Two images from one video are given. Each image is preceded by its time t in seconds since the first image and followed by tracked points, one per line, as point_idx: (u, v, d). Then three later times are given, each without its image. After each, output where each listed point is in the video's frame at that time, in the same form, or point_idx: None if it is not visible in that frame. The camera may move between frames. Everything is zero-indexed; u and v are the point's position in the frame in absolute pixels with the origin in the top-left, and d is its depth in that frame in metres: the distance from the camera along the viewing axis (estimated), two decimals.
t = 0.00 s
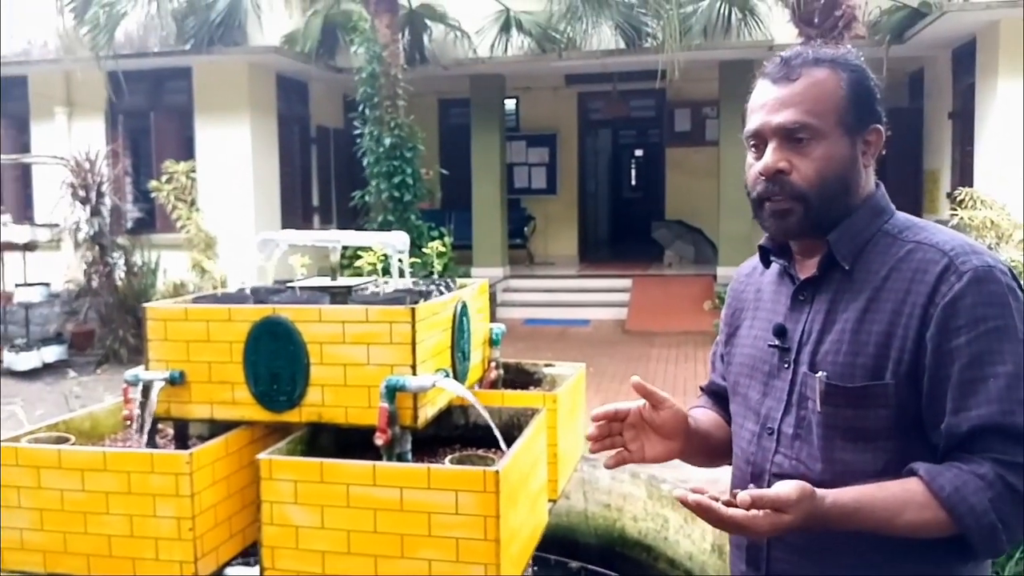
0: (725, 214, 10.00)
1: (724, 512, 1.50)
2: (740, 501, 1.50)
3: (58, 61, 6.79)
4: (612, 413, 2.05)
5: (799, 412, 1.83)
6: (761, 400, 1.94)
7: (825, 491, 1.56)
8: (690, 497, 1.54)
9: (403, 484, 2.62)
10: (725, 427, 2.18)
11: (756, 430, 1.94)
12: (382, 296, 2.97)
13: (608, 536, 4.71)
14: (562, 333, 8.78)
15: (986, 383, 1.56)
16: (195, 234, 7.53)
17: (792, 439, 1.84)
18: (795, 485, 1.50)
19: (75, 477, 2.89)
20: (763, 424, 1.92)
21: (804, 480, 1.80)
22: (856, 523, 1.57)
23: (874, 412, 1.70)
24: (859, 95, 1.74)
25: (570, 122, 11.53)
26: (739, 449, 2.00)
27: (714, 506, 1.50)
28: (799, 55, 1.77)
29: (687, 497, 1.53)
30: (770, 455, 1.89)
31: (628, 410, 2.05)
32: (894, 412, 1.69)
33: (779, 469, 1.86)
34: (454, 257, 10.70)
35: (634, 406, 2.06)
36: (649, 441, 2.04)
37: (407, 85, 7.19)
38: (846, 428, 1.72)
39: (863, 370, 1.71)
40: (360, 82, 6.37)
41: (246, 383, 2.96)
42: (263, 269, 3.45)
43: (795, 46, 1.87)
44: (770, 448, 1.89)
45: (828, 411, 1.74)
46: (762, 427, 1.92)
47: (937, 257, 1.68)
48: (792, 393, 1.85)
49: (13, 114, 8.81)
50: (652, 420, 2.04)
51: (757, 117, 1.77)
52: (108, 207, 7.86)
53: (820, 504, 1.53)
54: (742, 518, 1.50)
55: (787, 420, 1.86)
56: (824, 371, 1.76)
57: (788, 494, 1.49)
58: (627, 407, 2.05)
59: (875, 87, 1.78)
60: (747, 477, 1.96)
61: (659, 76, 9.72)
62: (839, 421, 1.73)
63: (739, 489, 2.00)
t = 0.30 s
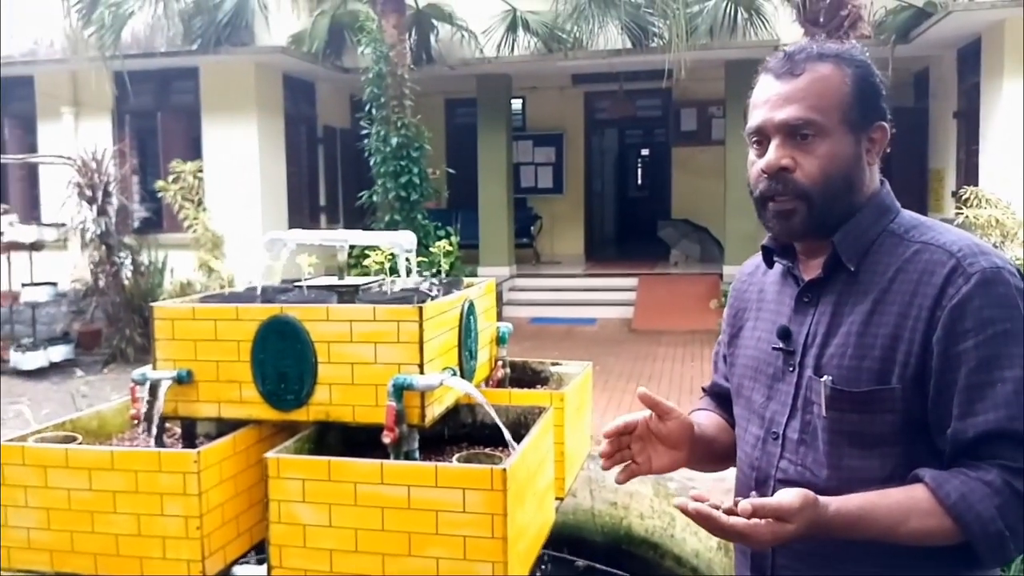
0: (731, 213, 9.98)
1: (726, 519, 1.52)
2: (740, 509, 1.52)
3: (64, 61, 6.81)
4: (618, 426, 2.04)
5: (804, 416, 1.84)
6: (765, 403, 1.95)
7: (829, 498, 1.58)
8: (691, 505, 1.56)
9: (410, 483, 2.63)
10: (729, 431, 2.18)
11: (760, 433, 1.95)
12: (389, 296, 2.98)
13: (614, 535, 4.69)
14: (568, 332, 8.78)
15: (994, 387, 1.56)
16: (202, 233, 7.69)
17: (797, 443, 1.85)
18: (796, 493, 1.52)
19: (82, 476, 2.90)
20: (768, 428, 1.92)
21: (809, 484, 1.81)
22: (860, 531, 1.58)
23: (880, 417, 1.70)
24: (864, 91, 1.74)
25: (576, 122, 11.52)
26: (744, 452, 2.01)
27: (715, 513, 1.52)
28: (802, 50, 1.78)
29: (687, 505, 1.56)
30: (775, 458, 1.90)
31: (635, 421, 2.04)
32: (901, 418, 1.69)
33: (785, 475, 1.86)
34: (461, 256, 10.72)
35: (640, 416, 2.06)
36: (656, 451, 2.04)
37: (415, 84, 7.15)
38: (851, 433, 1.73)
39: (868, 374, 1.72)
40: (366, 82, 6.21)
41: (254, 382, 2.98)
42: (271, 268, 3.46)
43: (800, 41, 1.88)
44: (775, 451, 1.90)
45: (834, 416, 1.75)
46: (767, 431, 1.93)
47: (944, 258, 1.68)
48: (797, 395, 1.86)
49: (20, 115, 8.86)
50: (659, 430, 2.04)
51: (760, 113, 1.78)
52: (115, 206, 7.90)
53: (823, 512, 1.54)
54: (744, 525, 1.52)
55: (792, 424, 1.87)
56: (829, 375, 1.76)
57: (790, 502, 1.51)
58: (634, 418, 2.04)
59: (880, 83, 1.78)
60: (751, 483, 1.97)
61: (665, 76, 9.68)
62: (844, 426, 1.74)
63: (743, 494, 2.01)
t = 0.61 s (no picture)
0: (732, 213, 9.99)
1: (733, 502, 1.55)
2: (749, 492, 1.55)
3: (67, 60, 6.84)
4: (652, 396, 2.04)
5: (805, 419, 1.85)
6: (764, 405, 1.95)
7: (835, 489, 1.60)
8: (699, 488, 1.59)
9: (411, 483, 2.64)
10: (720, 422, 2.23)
11: (760, 435, 1.96)
12: (391, 296, 2.99)
13: (614, 533, 4.69)
14: (571, 332, 8.79)
15: (999, 390, 1.56)
16: (204, 233, 7.64)
17: (798, 445, 1.86)
18: (803, 481, 1.55)
19: (85, 477, 2.91)
20: (768, 429, 1.93)
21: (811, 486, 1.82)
22: (866, 524, 1.60)
23: (883, 419, 1.71)
24: (866, 91, 1.74)
25: (577, 122, 11.55)
26: (743, 454, 2.02)
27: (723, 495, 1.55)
28: (803, 50, 1.78)
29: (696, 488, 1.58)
30: (776, 460, 1.90)
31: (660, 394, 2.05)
32: (904, 420, 1.70)
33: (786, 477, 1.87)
34: (463, 256, 10.73)
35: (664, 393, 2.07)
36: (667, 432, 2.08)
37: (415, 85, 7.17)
38: (854, 436, 1.74)
39: (871, 376, 1.72)
40: (367, 82, 6.24)
41: (257, 382, 2.99)
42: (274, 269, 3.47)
43: (800, 40, 1.88)
44: (776, 453, 1.90)
45: (836, 417, 1.75)
46: (766, 433, 1.94)
47: (948, 259, 1.68)
48: (797, 396, 1.87)
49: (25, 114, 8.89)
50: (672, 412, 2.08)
51: (761, 114, 1.78)
52: (117, 206, 8.48)
53: (829, 501, 1.58)
54: (748, 510, 1.56)
55: (793, 426, 1.87)
56: (832, 377, 1.77)
57: (797, 489, 1.55)
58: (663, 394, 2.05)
59: (882, 83, 1.78)
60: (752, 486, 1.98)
61: (667, 76, 9.72)
62: (847, 427, 1.75)
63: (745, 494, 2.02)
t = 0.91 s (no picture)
0: (732, 213, 9.97)
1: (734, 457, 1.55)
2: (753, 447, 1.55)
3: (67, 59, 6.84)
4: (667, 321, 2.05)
5: (805, 421, 1.84)
6: (764, 406, 1.95)
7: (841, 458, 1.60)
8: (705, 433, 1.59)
9: (410, 483, 2.64)
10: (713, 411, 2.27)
11: (760, 437, 1.95)
12: (390, 296, 2.98)
13: (614, 535, 4.70)
14: (571, 332, 8.78)
15: (1002, 390, 1.56)
16: (205, 233, 7.15)
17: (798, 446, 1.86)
18: (809, 444, 1.55)
19: (85, 477, 2.91)
20: (768, 430, 1.93)
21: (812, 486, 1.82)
22: (867, 497, 1.61)
23: (885, 420, 1.71)
24: (862, 92, 1.74)
25: (577, 122, 11.57)
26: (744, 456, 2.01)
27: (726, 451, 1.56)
28: (797, 52, 1.78)
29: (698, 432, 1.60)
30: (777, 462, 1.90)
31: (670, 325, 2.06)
32: (905, 421, 1.70)
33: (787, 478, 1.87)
34: (462, 257, 10.72)
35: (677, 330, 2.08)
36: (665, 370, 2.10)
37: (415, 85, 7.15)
38: (855, 436, 1.74)
39: (873, 377, 1.72)
40: (367, 82, 6.22)
41: (256, 382, 2.98)
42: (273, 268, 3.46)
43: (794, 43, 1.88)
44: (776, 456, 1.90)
45: (838, 419, 1.75)
46: (767, 434, 1.93)
47: (950, 260, 1.67)
48: (797, 398, 1.86)
49: (25, 114, 8.88)
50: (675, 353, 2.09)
51: (757, 119, 1.77)
52: (118, 207, 8.38)
53: (835, 468, 1.58)
54: (754, 468, 1.56)
55: (793, 428, 1.87)
56: (832, 379, 1.77)
57: (803, 451, 1.55)
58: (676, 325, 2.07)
59: (877, 83, 1.78)
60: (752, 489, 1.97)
61: (666, 76, 9.75)
62: (848, 428, 1.74)
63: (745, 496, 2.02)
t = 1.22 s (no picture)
0: (731, 212, 9.97)
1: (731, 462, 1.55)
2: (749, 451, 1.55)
3: (66, 59, 6.87)
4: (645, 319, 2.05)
5: (805, 422, 1.84)
6: (763, 407, 1.95)
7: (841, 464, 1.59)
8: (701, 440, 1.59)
9: (410, 484, 2.63)
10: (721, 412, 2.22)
11: (760, 437, 1.95)
12: (391, 296, 2.98)
13: (614, 534, 4.69)
14: (571, 331, 8.78)
15: (1003, 389, 1.55)
16: (205, 232, 6.97)
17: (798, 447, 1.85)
18: (807, 449, 1.54)
19: (84, 477, 2.91)
20: (767, 431, 1.92)
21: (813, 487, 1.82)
22: (865, 502, 1.60)
23: (885, 420, 1.70)
24: (858, 95, 1.73)
25: (578, 122, 11.58)
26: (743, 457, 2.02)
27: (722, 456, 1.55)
28: (792, 58, 1.77)
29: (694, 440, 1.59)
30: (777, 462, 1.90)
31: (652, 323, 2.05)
32: (907, 421, 1.69)
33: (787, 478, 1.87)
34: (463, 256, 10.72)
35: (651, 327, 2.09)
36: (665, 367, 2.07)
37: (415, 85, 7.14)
38: (856, 436, 1.73)
39: (873, 377, 1.71)
40: (367, 82, 6.22)
41: (255, 383, 2.97)
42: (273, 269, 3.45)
43: (791, 46, 1.87)
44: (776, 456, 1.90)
45: (839, 418, 1.75)
46: (766, 435, 1.93)
47: (950, 260, 1.67)
48: (797, 398, 1.86)
49: (25, 114, 8.82)
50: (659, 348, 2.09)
51: (754, 126, 1.77)
52: (117, 206, 8.04)
53: (835, 473, 1.56)
54: (751, 473, 1.55)
55: (793, 429, 1.87)
56: (832, 379, 1.76)
57: (799, 456, 1.53)
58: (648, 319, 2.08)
59: (874, 85, 1.77)
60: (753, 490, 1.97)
61: (666, 75, 9.77)
62: (849, 429, 1.74)
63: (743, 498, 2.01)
